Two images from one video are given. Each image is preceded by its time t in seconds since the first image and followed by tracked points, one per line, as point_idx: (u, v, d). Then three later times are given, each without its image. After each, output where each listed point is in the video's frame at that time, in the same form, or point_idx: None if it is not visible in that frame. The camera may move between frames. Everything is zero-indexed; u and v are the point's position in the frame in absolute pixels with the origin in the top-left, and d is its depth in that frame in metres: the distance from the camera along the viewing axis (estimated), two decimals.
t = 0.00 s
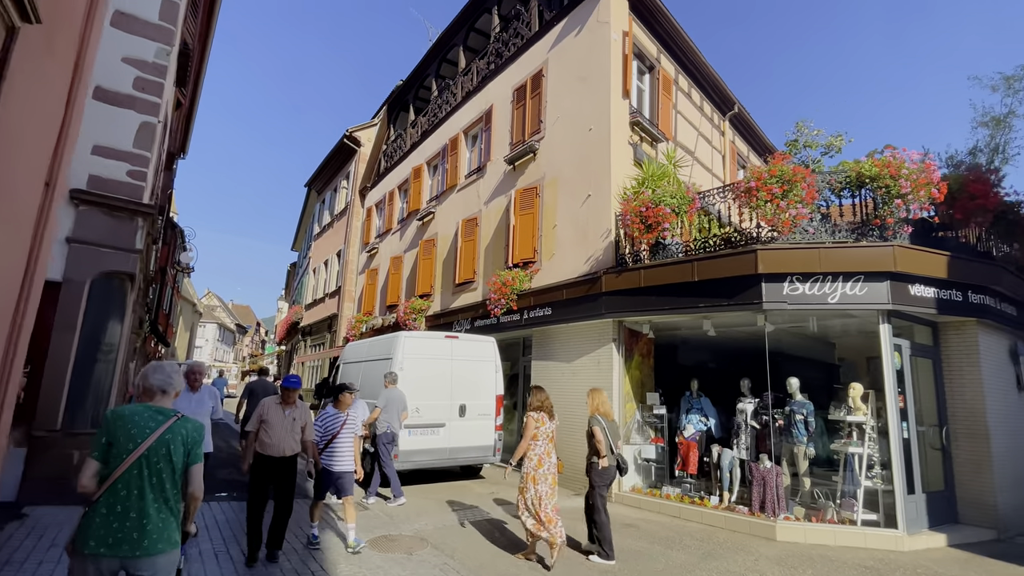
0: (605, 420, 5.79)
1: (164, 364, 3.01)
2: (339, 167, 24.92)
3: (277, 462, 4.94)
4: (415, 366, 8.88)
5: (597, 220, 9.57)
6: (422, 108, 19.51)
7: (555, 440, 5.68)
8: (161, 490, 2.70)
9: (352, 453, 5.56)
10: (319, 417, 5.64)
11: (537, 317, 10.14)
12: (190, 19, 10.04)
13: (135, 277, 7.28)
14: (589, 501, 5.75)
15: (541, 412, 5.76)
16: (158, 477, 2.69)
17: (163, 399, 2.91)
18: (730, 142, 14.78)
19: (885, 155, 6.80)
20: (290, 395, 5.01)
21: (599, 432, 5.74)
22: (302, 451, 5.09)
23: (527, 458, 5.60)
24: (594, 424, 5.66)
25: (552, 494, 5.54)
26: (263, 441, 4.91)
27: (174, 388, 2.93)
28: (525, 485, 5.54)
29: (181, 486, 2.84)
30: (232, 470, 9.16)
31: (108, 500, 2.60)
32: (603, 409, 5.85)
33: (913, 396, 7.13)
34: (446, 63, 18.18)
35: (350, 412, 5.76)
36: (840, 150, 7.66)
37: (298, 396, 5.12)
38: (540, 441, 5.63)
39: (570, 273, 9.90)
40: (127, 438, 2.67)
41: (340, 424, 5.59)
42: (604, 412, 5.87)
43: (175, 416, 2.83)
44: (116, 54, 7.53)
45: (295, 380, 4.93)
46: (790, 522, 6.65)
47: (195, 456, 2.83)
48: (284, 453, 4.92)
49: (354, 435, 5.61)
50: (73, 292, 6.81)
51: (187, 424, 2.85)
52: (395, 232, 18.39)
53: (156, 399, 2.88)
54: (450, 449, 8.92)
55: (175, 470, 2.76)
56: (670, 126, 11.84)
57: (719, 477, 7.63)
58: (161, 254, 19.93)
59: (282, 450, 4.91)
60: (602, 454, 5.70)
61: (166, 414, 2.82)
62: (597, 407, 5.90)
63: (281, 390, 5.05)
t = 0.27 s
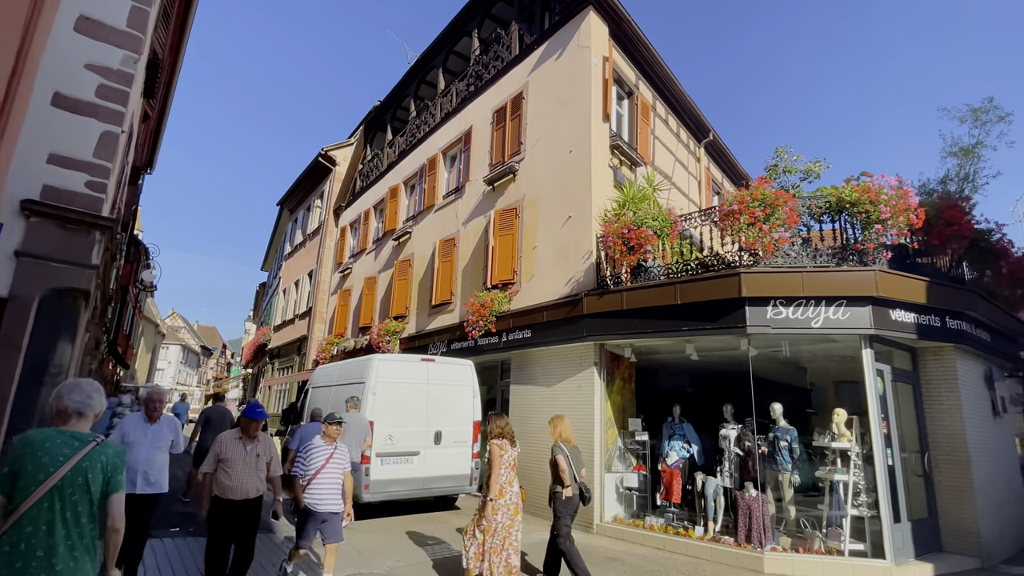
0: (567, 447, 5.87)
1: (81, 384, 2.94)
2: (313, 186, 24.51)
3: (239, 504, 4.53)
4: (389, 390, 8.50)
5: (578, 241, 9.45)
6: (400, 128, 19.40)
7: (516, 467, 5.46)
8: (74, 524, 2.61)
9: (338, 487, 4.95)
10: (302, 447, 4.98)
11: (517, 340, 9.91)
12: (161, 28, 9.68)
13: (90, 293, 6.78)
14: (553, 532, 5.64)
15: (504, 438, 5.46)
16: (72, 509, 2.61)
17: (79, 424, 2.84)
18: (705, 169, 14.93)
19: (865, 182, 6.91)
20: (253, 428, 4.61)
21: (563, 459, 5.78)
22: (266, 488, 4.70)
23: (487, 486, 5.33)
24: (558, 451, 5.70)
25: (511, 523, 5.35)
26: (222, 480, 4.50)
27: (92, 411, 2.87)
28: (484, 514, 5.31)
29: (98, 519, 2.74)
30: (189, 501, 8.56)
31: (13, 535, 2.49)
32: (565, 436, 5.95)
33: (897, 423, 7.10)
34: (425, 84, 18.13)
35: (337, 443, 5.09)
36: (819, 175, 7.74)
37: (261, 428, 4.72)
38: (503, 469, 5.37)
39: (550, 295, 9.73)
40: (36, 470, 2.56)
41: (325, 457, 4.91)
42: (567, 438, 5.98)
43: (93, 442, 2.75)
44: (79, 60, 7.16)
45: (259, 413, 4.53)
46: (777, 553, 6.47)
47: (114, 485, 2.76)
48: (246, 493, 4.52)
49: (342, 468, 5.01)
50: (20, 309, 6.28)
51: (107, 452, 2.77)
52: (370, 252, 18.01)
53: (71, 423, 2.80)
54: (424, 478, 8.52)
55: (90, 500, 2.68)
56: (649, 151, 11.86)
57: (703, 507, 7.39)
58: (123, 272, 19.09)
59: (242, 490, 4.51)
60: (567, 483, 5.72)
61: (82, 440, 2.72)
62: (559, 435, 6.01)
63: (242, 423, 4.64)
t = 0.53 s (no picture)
0: (548, 469, 5.90)
1: (34, 400, 2.78)
2: (301, 206, 24.29)
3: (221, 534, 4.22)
4: (378, 413, 8.21)
5: (573, 261, 9.32)
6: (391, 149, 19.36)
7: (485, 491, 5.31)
8: (22, 556, 2.45)
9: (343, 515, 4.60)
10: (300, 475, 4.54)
11: (511, 361, 9.71)
12: (151, 43, 9.52)
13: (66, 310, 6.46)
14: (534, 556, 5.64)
15: (471, 463, 5.29)
16: (22, 537, 2.46)
17: (30, 445, 2.68)
18: (696, 192, 14.95)
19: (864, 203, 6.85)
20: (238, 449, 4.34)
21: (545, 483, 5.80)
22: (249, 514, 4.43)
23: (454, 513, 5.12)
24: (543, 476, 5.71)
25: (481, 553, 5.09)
26: (202, 505, 4.19)
27: (44, 432, 2.72)
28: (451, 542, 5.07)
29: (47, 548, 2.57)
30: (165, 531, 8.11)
31: None
32: (546, 458, 5.98)
33: (899, 448, 6.97)
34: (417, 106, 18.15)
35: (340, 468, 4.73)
36: (815, 197, 7.73)
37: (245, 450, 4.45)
38: (471, 494, 5.19)
39: (544, 316, 9.56)
40: None
41: (327, 486, 4.53)
42: (547, 461, 5.98)
43: (46, 465, 2.59)
44: (64, 71, 6.96)
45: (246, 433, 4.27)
46: None
47: (68, 513, 2.60)
48: (228, 519, 4.24)
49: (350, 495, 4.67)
50: None
51: (61, 476, 2.62)
52: (359, 272, 17.77)
53: (22, 445, 2.65)
54: (413, 505, 8.18)
55: (42, 527, 2.53)
56: (642, 172, 11.81)
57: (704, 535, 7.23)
58: (103, 290, 18.57)
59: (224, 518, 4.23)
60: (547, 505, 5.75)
61: (34, 463, 2.57)
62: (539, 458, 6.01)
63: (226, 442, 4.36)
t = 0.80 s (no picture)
0: (533, 485, 5.77)
1: (32, 412, 2.62)
2: (299, 218, 24.16)
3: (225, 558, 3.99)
4: (378, 427, 7.98)
5: (577, 272, 9.17)
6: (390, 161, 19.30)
7: (469, 505, 5.54)
8: None
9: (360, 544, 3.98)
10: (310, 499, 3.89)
11: (514, 373, 9.52)
12: (151, 50, 9.43)
13: (59, 319, 6.25)
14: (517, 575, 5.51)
15: (454, 475, 5.56)
16: (8, 559, 2.28)
17: (19, 463, 2.51)
18: (697, 205, 14.85)
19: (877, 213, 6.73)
20: (244, 468, 4.12)
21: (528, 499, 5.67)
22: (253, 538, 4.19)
23: (438, 523, 5.38)
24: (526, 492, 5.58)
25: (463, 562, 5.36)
26: (204, 526, 3.95)
27: (37, 451, 2.55)
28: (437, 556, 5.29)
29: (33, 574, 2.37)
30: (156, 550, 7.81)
31: None
32: (530, 474, 5.86)
33: (915, 462, 6.80)
34: (417, 118, 18.12)
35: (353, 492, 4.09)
36: (824, 207, 7.61)
37: (251, 469, 4.24)
38: (453, 505, 5.45)
39: (548, 327, 9.39)
40: None
41: (342, 510, 3.92)
42: (531, 476, 5.86)
43: (37, 483, 2.43)
44: (62, 75, 6.83)
45: (255, 452, 4.04)
46: None
47: (56, 535, 2.43)
48: (230, 543, 4.00)
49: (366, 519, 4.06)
50: None
51: (52, 496, 2.45)
52: (357, 284, 17.58)
53: (10, 462, 2.48)
54: (413, 523, 7.92)
55: (29, 550, 2.35)
56: (645, 184, 11.72)
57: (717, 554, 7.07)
58: (96, 302, 18.29)
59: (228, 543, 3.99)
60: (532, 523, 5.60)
61: (25, 481, 2.41)
62: (524, 474, 5.90)
63: (231, 460, 4.13)
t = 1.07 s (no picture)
0: (521, 492, 5.98)
1: (47, 422, 2.53)
2: (299, 223, 24.01)
3: None
4: (383, 435, 7.80)
5: (585, 277, 9.02)
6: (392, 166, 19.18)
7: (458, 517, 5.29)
8: None
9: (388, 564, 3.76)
10: (338, 512, 3.70)
11: (521, 380, 9.34)
12: (154, 51, 9.30)
13: (57, 324, 6.07)
14: None
15: (443, 488, 5.29)
16: (23, 568, 2.16)
17: (33, 471, 2.41)
18: (703, 210, 14.72)
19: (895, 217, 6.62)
20: (268, 485, 3.36)
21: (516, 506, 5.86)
22: (275, 573, 3.41)
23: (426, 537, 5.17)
24: (513, 498, 5.80)
25: None
26: (217, 552, 3.24)
27: (52, 460, 2.45)
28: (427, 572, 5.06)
29: None
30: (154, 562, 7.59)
31: None
32: (519, 480, 6.07)
33: (936, 473, 6.64)
34: (420, 123, 18.03)
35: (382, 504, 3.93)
36: (838, 212, 7.50)
37: (276, 487, 3.46)
38: (442, 520, 5.20)
39: (555, 333, 9.23)
40: None
41: (370, 526, 3.72)
42: (520, 482, 6.07)
43: (52, 491, 2.34)
44: (64, 74, 6.70)
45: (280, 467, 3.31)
46: None
47: (70, 543, 2.33)
48: None
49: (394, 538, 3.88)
50: None
51: (67, 504, 2.35)
52: (358, 290, 17.41)
53: (24, 469, 2.38)
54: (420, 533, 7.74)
55: (42, 559, 2.24)
56: (652, 189, 11.59)
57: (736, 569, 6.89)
58: (94, 307, 18.09)
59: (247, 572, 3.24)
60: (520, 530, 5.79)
61: (41, 488, 2.32)
62: (513, 480, 6.10)
63: (254, 475, 3.37)
